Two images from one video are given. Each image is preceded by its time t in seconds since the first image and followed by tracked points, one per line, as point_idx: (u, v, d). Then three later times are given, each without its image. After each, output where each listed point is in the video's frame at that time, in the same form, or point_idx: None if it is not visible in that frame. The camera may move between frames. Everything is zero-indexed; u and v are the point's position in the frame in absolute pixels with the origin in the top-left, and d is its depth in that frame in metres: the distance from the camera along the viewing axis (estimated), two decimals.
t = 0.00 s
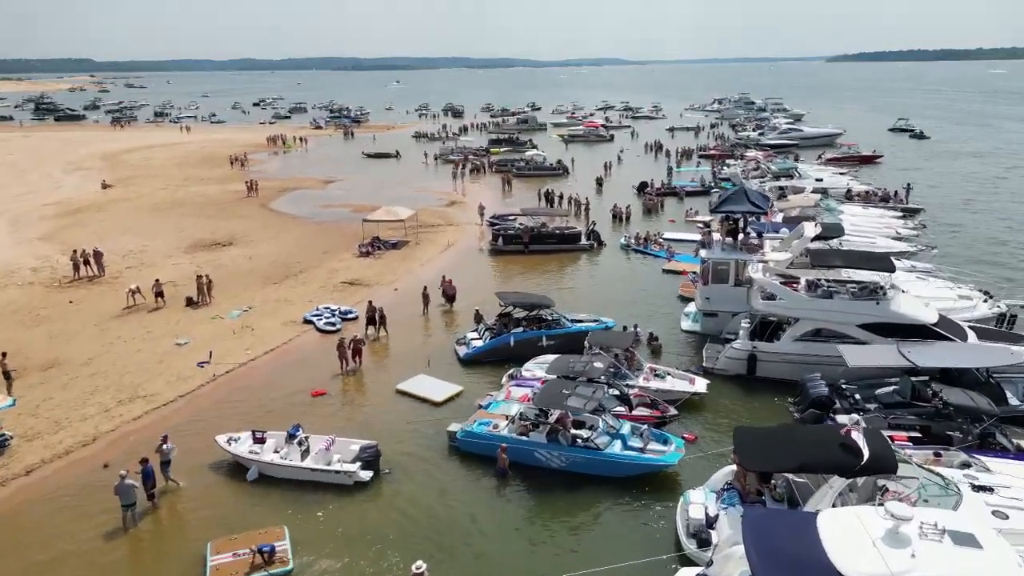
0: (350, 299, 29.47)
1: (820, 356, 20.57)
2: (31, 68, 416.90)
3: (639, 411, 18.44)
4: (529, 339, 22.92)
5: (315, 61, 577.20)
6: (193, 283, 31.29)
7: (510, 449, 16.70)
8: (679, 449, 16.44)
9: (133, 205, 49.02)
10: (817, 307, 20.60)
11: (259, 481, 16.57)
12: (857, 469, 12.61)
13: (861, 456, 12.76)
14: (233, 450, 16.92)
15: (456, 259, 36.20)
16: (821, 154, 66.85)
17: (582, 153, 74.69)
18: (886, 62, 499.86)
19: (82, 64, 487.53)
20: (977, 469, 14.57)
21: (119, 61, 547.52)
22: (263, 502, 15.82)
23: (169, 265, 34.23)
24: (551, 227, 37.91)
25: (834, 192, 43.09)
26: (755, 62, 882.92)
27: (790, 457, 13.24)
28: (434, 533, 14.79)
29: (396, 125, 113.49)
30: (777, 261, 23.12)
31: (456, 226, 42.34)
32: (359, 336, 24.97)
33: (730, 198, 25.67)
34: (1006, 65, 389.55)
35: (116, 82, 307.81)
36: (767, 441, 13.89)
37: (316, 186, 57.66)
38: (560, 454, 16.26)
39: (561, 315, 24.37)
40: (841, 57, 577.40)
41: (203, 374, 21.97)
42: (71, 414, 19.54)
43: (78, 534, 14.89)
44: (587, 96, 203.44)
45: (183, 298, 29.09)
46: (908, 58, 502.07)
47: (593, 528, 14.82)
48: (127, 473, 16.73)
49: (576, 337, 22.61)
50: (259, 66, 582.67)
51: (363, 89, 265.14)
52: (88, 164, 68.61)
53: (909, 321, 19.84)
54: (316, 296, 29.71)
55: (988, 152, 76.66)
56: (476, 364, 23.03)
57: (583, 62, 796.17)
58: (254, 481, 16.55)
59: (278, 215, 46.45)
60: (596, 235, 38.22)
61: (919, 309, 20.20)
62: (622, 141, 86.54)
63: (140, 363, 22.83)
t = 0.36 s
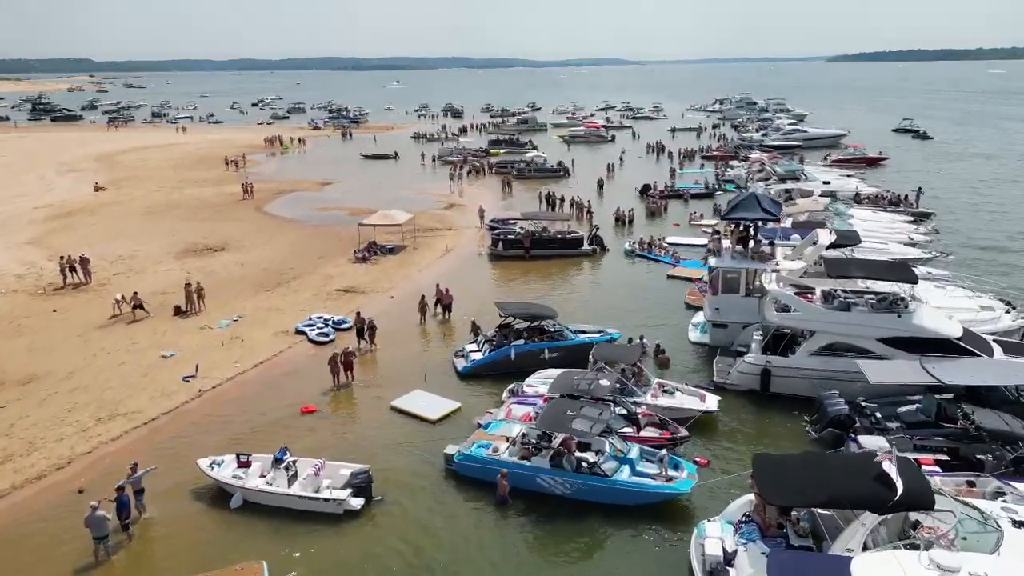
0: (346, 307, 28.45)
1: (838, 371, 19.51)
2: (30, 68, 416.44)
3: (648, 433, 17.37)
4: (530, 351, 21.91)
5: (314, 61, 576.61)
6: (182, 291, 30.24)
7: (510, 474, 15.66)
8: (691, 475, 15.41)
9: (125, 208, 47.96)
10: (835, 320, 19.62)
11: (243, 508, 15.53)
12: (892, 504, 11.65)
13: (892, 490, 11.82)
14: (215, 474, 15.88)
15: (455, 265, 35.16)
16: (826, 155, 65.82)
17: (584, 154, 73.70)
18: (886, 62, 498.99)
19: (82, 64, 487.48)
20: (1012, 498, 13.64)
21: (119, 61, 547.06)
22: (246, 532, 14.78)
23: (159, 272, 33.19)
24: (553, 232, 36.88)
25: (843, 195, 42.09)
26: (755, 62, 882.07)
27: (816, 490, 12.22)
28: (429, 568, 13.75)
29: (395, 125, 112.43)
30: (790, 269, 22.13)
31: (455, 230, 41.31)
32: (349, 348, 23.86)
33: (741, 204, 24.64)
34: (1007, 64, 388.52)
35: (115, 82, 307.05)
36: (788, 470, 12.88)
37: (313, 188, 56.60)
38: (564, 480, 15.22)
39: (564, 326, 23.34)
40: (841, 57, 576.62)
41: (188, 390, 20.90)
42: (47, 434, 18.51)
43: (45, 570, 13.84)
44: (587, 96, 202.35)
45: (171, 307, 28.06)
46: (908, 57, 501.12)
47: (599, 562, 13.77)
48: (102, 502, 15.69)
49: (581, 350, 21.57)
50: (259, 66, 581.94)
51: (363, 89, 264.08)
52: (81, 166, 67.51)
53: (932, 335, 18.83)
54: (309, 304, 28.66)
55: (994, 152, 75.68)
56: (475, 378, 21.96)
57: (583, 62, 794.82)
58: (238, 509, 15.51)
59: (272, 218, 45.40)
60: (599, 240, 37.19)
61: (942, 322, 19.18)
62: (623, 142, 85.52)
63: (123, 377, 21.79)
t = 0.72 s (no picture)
0: (340, 315, 27.40)
1: (857, 389, 18.58)
2: (30, 68, 415.92)
3: (657, 456, 16.31)
4: (532, 366, 20.88)
5: (314, 61, 576.00)
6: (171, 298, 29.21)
7: (511, 502, 14.62)
8: (705, 505, 14.38)
9: (117, 211, 46.92)
10: (855, 334, 18.60)
11: (224, 539, 14.48)
12: (932, 546, 10.55)
13: (931, 530, 10.73)
14: (194, 502, 14.83)
15: (454, 270, 34.14)
16: (831, 157, 64.82)
17: (585, 155, 72.66)
18: (887, 63, 498.07)
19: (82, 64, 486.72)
20: None
21: (118, 61, 546.38)
22: (225, 567, 13.72)
23: (147, 279, 32.13)
24: (554, 237, 35.85)
25: (851, 198, 41.08)
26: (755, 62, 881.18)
27: (848, 530, 11.14)
28: None
29: (393, 126, 111.30)
30: (805, 279, 21.18)
31: (454, 234, 40.29)
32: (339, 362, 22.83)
33: (753, 211, 23.63)
34: (1008, 64, 387.72)
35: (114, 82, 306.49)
36: (815, 508, 11.79)
37: (309, 190, 55.54)
38: (569, 510, 14.17)
39: (567, 337, 22.34)
40: (841, 57, 575.77)
41: (171, 407, 19.86)
42: (19, 455, 17.48)
43: None
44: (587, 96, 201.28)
45: (159, 316, 27.03)
46: (909, 57, 500.31)
47: None
48: (72, 533, 14.64)
49: (586, 364, 20.62)
50: (258, 66, 580.98)
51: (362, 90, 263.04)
52: (74, 168, 66.50)
53: (958, 351, 17.95)
54: (302, 312, 27.61)
55: (1001, 154, 74.69)
56: (474, 394, 20.92)
57: (583, 62, 794.38)
58: (219, 540, 14.45)
59: (267, 222, 44.34)
60: (602, 245, 36.16)
61: (968, 337, 18.30)
62: (624, 143, 84.45)
63: (103, 392, 20.75)
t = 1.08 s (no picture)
0: (334, 324, 26.34)
1: (878, 408, 17.58)
2: (29, 68, 415.16)
3: (668, 482, 15.27)
4: (534, 382, 19.89)
5: (314, 61, 575.18)
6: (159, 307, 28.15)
7: (512, 536, 13.60)
8: (721, 539, 13.34)
9: (108, 214, 45.84)
10: (877, 350, 17.60)
11: None
12: None
13: None
14: (170, 534, 13.79)
15: (453, 276, 33.12)
16: (836, 159, 63.80)
17: (586, 156, 71.60)
18: (887, 63, 497.30)
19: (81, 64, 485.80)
20: None
21: (118, 60, 545.64)
22: None
23: (135, 285, 31.08)
24: (555, 241, 34.82)
25: (860, 201, 40.04)
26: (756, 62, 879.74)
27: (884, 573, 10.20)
28: None
29: (392, 127, 110.20)
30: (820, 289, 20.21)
31: (453, 238, 39.26)
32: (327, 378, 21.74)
33: (764, 220, 22.67)
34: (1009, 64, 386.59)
35: (113, 82, 305.76)
36: (836, 543, 10.83)
37: (305, 193, 54.53)
38: (575, 544, 13.14)
39: (570, 351, 21.34)
40: (841, 57, 574.72)
41: (152, 426, 18.83)
42: None
43: None
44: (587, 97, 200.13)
45: (146, 326, 26.00)
46: (909, 58, 499.34)
47: None
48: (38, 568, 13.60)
49: (590, 381, 19.64)
50: (258, 66, 579.93)
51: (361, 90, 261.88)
52: (67, 169, 65.43)
53: (987, 367, 17.06)
54: (294, 321, 26.55)
55: (1008, 155, 73.59)
56: (473, 411, 19.86)
57: (583, 62, 793.40)
58: None
59: (261, 225, 43.29)
60: (604, 250, 35.14)
61: (996, 352, 17.41)
62: (626, 144, 83.35)
63: (82, 410, 19.71)
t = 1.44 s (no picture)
0: (328, 335, 25.26)
1: (901, 430, 16.52)
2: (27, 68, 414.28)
3: (680, 513, 14.22)
4: (535, 399, 18.82)
5: (313, 61, 574.41)
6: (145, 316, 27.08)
7: None
8: None
9: (99, 217, 44.79)
10: (902, 367, 16.58)
11: None
12: None
13: None
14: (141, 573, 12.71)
15: (451, 283, 32.07)
16: (842, 160, 62.76)
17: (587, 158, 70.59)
18: (887, 63, 496.45)
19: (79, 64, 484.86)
20: None
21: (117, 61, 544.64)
22: None
23: (122, 293, 29.99)
24: (557, 247, 33.78)
25: (870, 205, 39.01)
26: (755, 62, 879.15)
27: None
28: None
29: (390, 127, 109.15)
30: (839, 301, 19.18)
31: (451, 243, 38.21)
32: (313, 397, 20.56)
33: (777, 228, 21.65)
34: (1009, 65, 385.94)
35: (111, 82, 304.91)
36: None
37: (301, 195, 53.51)
38: None
39: (573, 365, 20.31)
40: (841, 57, 573.79)
41: (131, 448, 17.75)
42: None
43: None
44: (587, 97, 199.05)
45: (131, 337, 24.95)
46: (910, 58, 498.44)
47: None
48: None
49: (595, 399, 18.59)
50: (257, 66, 579.43)
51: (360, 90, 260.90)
52: (60, 170, 64.40)
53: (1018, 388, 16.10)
54: (286, 331, 25.46)
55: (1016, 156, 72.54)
56: (471, 429, 18.75)
57: (583, 62, 792.74)
58: None
59: (255, 229, 42.24)
60: (607, 255, 34.08)
61: None
62: (627, 145, 82.32)
63: (58, 429, 18.64)
